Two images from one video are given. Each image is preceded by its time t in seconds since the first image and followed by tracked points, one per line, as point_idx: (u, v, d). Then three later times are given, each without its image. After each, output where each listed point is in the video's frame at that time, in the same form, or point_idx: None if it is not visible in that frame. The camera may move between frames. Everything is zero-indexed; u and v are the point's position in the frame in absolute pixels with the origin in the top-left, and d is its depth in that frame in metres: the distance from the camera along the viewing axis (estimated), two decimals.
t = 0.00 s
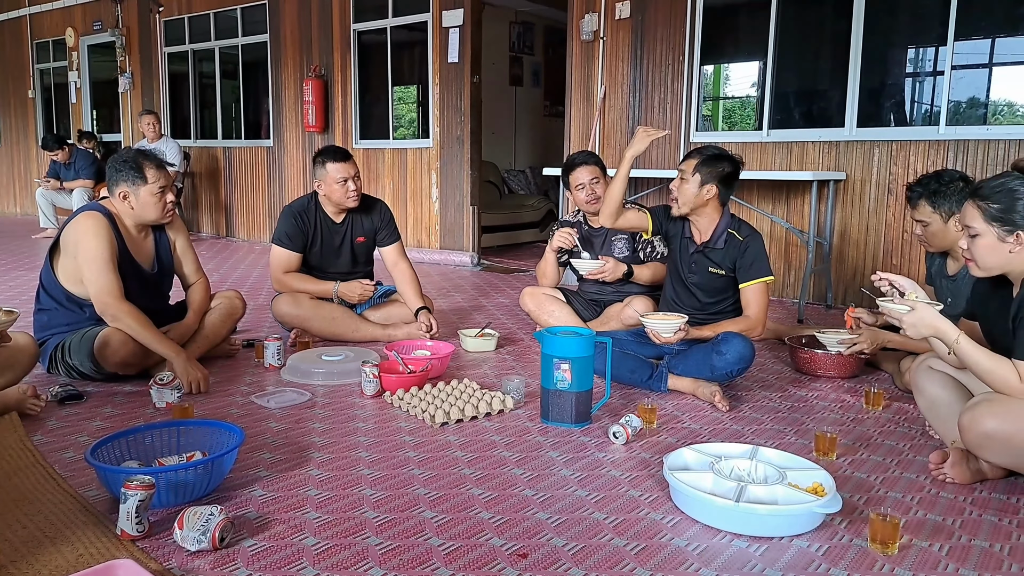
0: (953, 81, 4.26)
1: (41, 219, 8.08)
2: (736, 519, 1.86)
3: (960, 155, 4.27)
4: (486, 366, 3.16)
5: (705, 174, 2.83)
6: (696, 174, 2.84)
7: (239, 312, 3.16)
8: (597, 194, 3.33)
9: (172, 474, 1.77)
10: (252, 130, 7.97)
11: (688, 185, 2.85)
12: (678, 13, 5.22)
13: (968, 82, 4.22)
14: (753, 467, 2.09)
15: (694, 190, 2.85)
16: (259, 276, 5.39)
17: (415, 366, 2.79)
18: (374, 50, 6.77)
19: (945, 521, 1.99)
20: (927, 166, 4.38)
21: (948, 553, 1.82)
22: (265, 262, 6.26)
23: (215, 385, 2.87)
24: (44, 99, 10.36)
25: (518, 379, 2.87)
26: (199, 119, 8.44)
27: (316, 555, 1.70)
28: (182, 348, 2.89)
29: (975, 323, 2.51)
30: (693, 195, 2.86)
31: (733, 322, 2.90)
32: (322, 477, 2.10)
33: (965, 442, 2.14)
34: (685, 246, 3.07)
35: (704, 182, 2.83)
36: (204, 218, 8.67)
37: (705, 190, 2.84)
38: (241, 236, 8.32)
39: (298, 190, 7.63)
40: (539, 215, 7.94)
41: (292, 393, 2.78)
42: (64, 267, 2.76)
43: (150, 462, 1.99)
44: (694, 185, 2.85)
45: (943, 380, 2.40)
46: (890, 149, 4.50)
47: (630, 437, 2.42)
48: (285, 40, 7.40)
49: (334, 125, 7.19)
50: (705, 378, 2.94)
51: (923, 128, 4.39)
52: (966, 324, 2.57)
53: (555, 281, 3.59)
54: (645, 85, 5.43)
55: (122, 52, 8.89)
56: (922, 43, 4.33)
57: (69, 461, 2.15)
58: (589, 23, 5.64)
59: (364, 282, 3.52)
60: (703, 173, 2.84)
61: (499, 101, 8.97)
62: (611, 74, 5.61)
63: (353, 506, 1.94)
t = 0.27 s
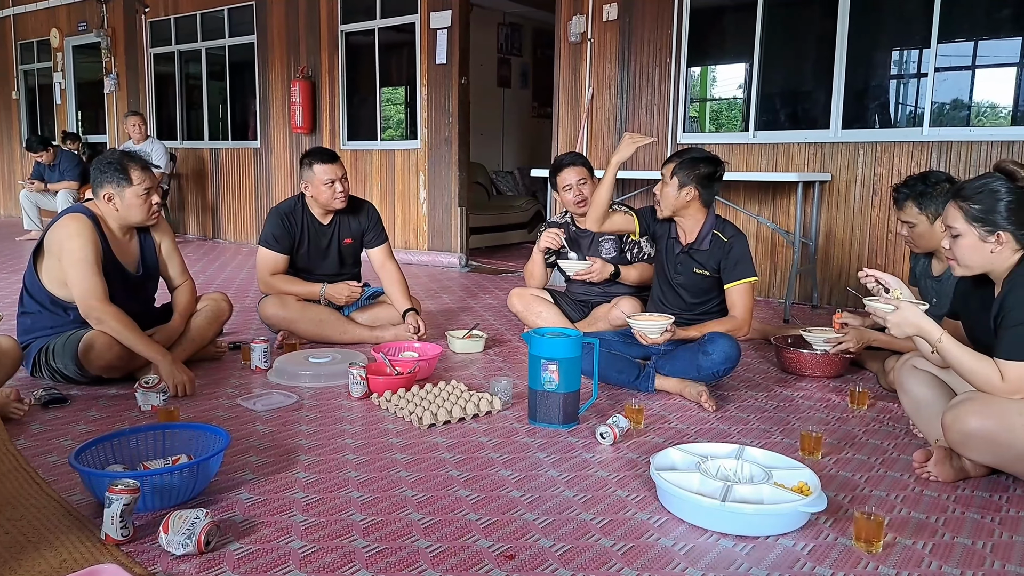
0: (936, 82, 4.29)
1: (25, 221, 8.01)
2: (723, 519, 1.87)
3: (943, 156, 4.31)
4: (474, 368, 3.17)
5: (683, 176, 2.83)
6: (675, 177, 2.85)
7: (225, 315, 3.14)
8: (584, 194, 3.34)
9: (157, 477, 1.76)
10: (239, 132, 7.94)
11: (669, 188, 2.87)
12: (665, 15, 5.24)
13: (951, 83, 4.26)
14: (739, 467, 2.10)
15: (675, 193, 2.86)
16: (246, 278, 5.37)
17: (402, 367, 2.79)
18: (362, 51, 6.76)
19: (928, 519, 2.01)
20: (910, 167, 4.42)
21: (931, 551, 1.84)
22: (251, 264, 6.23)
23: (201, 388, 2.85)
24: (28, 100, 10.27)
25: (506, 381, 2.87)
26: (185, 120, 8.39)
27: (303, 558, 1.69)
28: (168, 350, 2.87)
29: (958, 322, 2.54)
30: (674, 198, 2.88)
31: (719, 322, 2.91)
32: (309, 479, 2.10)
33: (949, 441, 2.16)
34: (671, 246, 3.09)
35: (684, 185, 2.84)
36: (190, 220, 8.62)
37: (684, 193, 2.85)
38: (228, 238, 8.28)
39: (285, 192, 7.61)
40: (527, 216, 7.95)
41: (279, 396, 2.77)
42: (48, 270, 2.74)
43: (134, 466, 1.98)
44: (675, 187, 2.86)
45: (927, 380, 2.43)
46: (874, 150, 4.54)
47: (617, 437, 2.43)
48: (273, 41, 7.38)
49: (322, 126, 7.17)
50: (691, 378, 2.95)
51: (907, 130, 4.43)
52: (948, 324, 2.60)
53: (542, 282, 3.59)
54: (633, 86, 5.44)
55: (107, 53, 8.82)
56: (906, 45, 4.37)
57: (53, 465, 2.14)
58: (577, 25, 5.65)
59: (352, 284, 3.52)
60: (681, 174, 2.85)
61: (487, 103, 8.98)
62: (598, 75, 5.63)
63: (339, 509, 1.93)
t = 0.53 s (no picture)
0: (920, 84, 4.33)
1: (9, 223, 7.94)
2: (709, 519, 1.88)
3: (927, 157, 4.35)
4: (462, 369, 3.16)
5: (666, 177, 2.84)
6: (659, 178, 2.87)
7: (211, 317, 3.13)
8: (572, 196, 3.35)
9: (141, 482, 1.76)
10: (226, 133, 7.90)
11: (653, 190, 2.88)
12: (652, 17, 5.26)
13: (934, 85, 4.30)
14: (726, 467, 2.11)
15: (659, 195, 2.88)
16: (233, 280, 5.34)
17: (390, 369, 2.79)
18: (349, 52, 6.74)
19: (912, 517, 2.02)
20: (895, 168, 4.46)
21: (915, 548, 1.85)
22: (238, 266, 6.21)
23: (187, 391, 2.84)
24: (12, 101, 10.19)
25: (494, 382, 2.87)
26: (172, 121, 8.35)
27: (289, 562, 1.69)
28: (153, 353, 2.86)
29: (941, 322, 2.56)
30: (658, 200, 2.90)
31: (706, 322, 2.92)
32: (295, 483, 2.09)
33: (932, 440, 2.18)
34: (658, 247, 3.10)
35: (668, 186, 2.86)
36: (177, 221, 8.57)
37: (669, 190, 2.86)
38: (214, 239, 8.23)
39: (273, 193, 7.58)
40: (516, 217, 7.96)
41: (266, 398, 2.76)
42: (31, 273, 2.72)
43: (119, 470, 1.97)
44: (658, 189, 2.88)
45: (911, 379, 2.44)
46: (859, 151, 4.57)
47: (604, 438, 2.44)
48: (259, 42, 7.35)
49: (309, 127, 7.15)
50: (679, 379, 2.96)
51: (891, 131, 4.46)
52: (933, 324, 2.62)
53: (530, 283, 3.59)
54: (620, 88, 5.46)
55: (92, 53, 8.76)
56: (890, 47, 4.40)
57: (36, 470, 2.12)
58: (565, 27, 5.66)
59: (339, 286, 3.51)
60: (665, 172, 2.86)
61: (475, 104, 8.98)
62: (586, 77, 5.64)
63: (326, 512, 1.93)
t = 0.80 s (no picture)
0: (904, 86, 4.36)
1: None
2: (695, 518, 1.89)
3: (911, 158, 4.38)
4: (450, 371, 3.16)
5: (647, 182, 2.86)
6: (639, 183, 2.88)
7: (197, 320, 3.11)
8: (560, 198, 3.36)
9: (125, 487, 1.75)
10: (213, 134, 7.86)
11: (634, 193, 2.91)
12: (640, 19, 5.28)
13: (917, 87, 4.34)
14: (712, 466, 2.12)
15: (640, 199, 2.90)
16: (220, 282, 5.31)
17: (378, 371, 2.78)
18: (337, 53, 6.72)
19: (896, 515, 2.04)
20: (879, 169, 4.49)
21: (899, 546, 1.87)
22: (225, 268, 6.17)
23: (172, 394, 2.82)
24: None
25: (481, 383, 2.87)
26: (157, 122, 8.30)
27: (275, 566, 1.68)
28: (138, 356, 2.84)
29: (924, 321, 2.58)
30: (640, 203, 2.92)
31: (693, 322, 2.93)
32: (281, 486, 2.08)
33: (916, 438, 2.20)
34: (643, 249, 3.11)
35: (648, 191, 2.87)
36: (163, 223, 8.52)
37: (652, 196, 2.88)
38: (201, 241, 8.19)
39: (260, 194, 7.54)
40: (505, 218, 7.96)
41: (252, 401, 2.75)
42: (13, 275, 2.70)
43: (102, 475, 1.96)
44: (640, 193, 2.90)
45: (894, 378, 2.46)
46: (844, 152, 4.60)
47: (592, 438, 2.44)
48: (246, 42, 7.32)
49: (297, 129, 7.12)
50: (666, 379, 2.98)
51: (876, 132, 4.49)
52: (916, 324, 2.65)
53: (519, 284, 3.59)
54: (608, 89, 5.47)
55: (76, 54, 8.69)
56: (874, 49, 4.43)
57: (18, 475, 2.10)
58: (553, 28, 5.67)
59: (326, 288, 3.50)
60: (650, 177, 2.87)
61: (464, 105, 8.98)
62: (574, 79, 5.65)
63: (312, 515, 1.92)
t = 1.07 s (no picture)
0: (887, 88, 4.40)
1: None
2: (681, 518, 1.90)
3: (895, 159, 4.42)
4: (438, 372, 3.16)
5: (627, 186, 2.89)
6: (620, 187, 2.92)
7: (182, 322, 3.09)
8: (548, 199, 3.35)
9: (108, 491, 1.74)
10: (199, 135, 7.82)
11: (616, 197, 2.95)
12: (627, 21, 5.30)
13: (901, 90, 4.38)
14: (699, 466, 2.13)
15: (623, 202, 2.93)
16: (206, 284, 5.29)
17: (365, 373, 2.78)
18: (324, 54, 6.71)
19: (880, 513, 2.06)
20: (864, 170, 4.53)
21: (882, 544, 1.89)
22: (211, 269, 6.14)
23: (157, 398, 2.81)
24: None
25: (469, 385, 2.87)
26: (143, 123, 8.24)
27: (260, 570, 1.68)
28: (122, 360, 2.82)
29: (907, 321, 2.61)
30: (624, 206, 2.95)
31: (680, 322, 2.95)
32: (268, 489, 2.08)
33: (899, 437, 2.22)
34: (631, 249, 3.12)
35: (629, 195, 2.90)
36: (148, 225, 8.47)
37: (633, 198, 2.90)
38: (187, 243, 8.14)
39: (247, 196, 7.51)
40: (494, 219, 7.96)
41: (238, 404, 2.74)
42: None
43: (85, 479, 1.95)
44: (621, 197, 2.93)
45: (878, 377, 2.48)
46: (829, 153, 4.63)
47: (580, 439, 2.45)
48: (233, 43, 7.29)
49: (284, 130, 7.10)
50: (653, 379, 2.99)
51: (860, 134, 4.53)
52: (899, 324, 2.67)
53: (507, 285, 3.60)
54: (595, 90, 5.49)
55: (60, 54, 8.63)
56: (859, 52, 4.47)
57: None
58: (540, 30, 5.68)
59: (314, 290, 3.49)
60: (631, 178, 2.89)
61: (453, 107, 8.97)
62: (561, 80, 5.66)
63: (299, 518, 1.92)
